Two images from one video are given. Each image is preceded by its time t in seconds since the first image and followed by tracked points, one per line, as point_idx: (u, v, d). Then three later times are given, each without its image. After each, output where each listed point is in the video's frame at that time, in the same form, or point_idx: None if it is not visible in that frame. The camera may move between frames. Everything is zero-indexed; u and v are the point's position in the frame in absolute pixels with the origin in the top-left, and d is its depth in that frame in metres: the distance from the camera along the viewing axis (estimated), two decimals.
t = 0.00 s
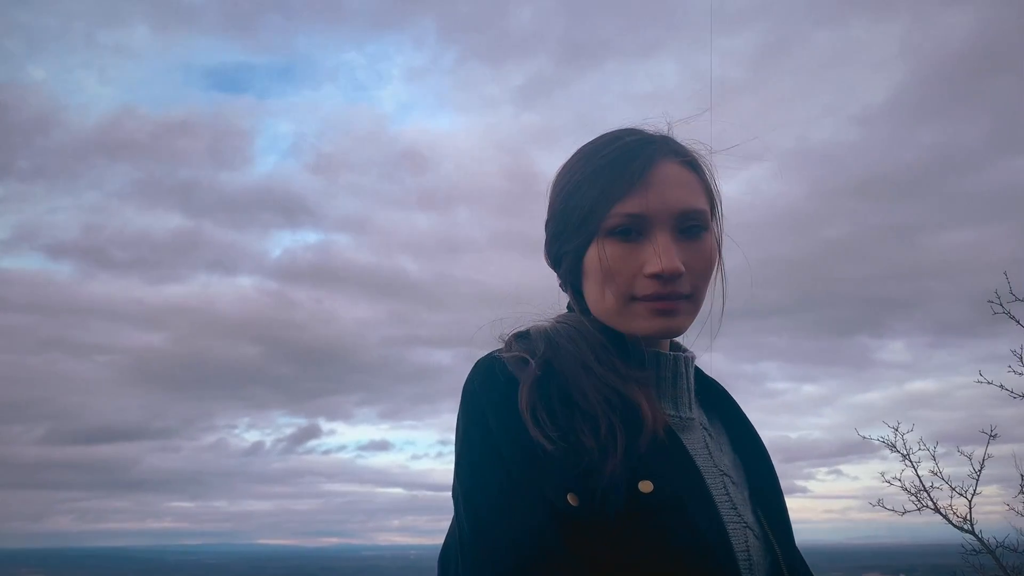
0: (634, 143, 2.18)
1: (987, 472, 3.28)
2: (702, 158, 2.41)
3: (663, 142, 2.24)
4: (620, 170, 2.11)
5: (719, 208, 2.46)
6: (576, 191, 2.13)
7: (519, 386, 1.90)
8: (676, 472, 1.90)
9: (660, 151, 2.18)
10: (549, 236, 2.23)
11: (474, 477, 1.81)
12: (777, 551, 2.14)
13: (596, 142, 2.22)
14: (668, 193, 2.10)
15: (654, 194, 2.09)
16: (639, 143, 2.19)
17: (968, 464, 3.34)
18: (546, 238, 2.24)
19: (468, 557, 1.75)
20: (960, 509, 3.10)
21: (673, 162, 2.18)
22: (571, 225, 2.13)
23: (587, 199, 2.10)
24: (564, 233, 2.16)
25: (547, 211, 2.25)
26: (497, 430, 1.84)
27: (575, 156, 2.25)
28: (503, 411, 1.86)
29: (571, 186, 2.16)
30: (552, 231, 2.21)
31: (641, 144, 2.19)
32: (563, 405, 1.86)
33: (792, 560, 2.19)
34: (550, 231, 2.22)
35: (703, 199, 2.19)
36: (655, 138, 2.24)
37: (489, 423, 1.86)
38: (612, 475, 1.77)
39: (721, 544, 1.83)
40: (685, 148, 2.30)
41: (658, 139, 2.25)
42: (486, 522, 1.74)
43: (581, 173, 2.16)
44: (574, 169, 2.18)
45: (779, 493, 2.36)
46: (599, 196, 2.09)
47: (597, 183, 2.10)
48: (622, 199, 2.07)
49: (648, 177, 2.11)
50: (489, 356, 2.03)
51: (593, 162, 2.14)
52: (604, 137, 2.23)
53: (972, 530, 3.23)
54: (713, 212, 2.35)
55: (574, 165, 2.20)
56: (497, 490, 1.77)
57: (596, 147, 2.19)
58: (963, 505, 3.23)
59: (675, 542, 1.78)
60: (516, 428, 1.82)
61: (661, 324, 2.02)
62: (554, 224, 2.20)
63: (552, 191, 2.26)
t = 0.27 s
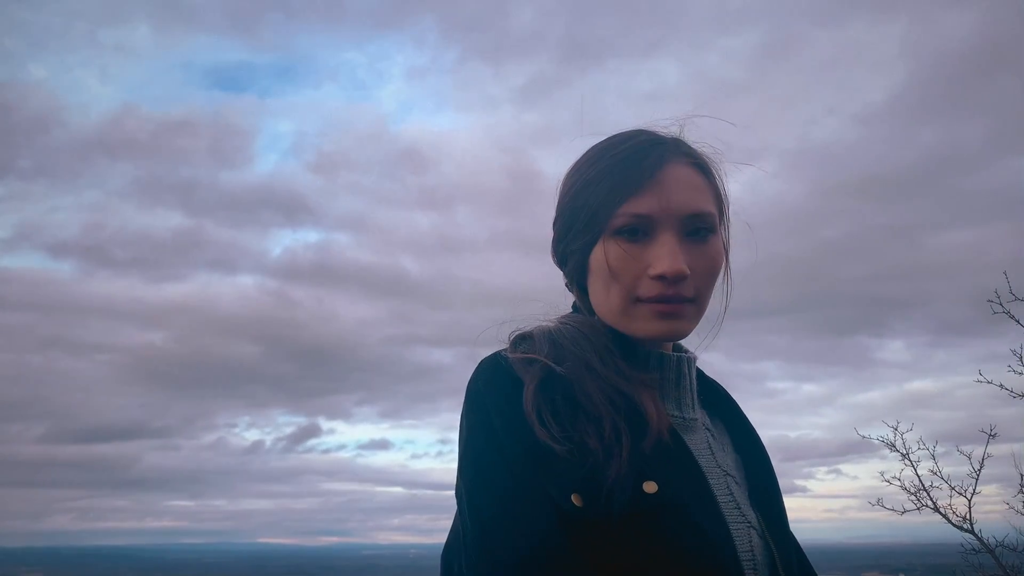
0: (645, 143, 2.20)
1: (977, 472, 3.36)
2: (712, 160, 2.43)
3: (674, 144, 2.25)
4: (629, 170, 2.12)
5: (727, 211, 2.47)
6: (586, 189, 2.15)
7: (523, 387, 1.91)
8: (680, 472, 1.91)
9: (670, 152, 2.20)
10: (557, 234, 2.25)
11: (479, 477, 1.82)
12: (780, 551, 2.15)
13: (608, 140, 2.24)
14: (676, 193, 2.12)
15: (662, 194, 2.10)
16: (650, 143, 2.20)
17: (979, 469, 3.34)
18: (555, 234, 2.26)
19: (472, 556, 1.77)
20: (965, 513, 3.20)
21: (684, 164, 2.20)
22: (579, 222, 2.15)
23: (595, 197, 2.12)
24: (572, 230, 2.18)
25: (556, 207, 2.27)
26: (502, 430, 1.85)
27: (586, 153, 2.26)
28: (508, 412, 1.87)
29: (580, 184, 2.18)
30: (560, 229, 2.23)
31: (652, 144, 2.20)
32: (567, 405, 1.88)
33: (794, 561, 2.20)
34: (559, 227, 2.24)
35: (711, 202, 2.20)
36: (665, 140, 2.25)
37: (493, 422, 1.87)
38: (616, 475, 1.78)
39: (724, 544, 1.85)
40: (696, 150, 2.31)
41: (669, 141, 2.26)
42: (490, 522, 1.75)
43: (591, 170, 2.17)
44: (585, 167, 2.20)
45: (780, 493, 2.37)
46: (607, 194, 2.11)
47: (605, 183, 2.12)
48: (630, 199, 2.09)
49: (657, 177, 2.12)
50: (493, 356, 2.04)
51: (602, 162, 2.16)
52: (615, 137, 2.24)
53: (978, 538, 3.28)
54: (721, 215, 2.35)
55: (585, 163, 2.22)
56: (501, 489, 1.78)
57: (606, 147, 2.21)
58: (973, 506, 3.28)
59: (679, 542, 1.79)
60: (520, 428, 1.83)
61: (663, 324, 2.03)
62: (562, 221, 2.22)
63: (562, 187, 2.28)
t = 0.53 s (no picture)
0: (657, 139, 2.20)
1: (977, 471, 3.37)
2: (723, 158, 2.43)
3: (685, 141, 2.24)
4: (641, 166, 2.12)
5: (737, 210, 2.46)
6: (597, 185, 2.15)
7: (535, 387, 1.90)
8: (692, 471, 1.90)
9: (682, 149, 2.19)
10: (567, 231, 2.24)
11: (492, 478, 1.81)
12: (791, 549, 2.15)
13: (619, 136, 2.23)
14: (689, 190, 2.11)
15: (674, 190, 2.10)
16: (662, 139, 2.20)
17: (980, 469, 3.37)
18: (565, 230, 2.26)
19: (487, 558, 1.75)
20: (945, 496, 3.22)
21: (696, 160, 2.19)
22: (590, 218, 2.15)
23: (607, 193, 2.12)
24: (582, 226, 2.17)
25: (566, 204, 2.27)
26: (515, 430, 1.84)
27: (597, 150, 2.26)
28: (520, 412, 1.86)
29: (592, 180, 2.17)
30: (570, 227, 2.22)
31: (664, 140, 2.20)
32: (580, 406, 1.87)
33: (804, 558, 2.20)
34: (569, 223, 2.24)
35: (723, 199, 2.19)
36: (676, 138, 2.25)
37: (505, 422, 1.86)
38: (630, 476, 1.77)
39: (738, 543, 1.84)
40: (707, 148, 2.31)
41: (680, 138, 2.26)
42: (504, 522, 1.74)
43: (602, 166, 2.17)
44: (596, 163, 2.20)
45: (790, 491, 2.37)
46: (619, 189, 2.10)
47: (616, 179, 2.12)
48: (642, 194, 2.08)
49: (669, 173, 2.12)
50: (504, 356, 2.02)
51: (614, 158, 2.16)
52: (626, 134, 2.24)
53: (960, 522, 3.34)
54: (732, 213, 2.34)
55: (597, 159, 2.21)
56: (515, 489, 1.77)
57: (617, 143, 2.21)
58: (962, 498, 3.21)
59: (693, 541, 1.79)
60: (533, 429, 1.82)
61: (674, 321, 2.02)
62: (573, 217, 2.21)
63: (573, 183, 2.27)
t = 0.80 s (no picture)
0: (669, 139, 2.19)
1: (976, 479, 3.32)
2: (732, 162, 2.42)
3: (697, 143, 2.24)
4: (651, 162, 2.11)
5: (744, 215, 2.45)
6: (607, 178, 2.14)
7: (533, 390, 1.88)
8: (692, 470, 1.89)
9: (694, 149, 2.19)
10: (573, 224, 2.24)
11: (493, 482, 1.79)
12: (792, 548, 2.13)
13: (633, 134, 2.23)
14: (698, 189, 2.10)
15: (683, 188, 2.08)
16: (674, 139, 2.20)
17: (980, 470, 3.30)
18: (571, 222, 2.25)
19: (489, 562, 1.73)
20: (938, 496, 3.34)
21: (706, 161, 2.18)
22: (596, 211, 2.14)
23: (615, 187, 2.11)
24: (588, 218, 2.17)
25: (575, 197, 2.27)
26: (514, 434, 1.82)
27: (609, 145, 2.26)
28: (518, 416, 1.84)
29: (601, 174, 2.17)
30: (577, 219, 2.22)
31: (676, 140, 2.20)
32: (577, 407, 1.85)
33: (804, 556, 2.19)
34: (576, 215, 2.23)
35: (730, 202, 2.17)
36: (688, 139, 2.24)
37: (504, 424, 1.85)
38: (630, 477, 1.76)
39: (738, 542, 1.83)
40: (718, 151, 2.31)
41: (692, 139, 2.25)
42: (506, 526, 1.73)
43: (613, 161, 2.17)
44: (607, 157, 2.20)
45: (789, 489, 2.36)
46: (627, 184, 2.09)
47: (625, 174, 2.11)
48: (650, 190, 2.07)
49: (678, 171, 2.11)
50: (501, 359, 2.01)
51: (624, 154, 2.16)
52: (638, 133, 2.24)
53: (969, 526, 3.33)
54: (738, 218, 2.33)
55: (608, 154, 2.21)
56: (515, 493, 1.75)
57: (629, 141, 2.21)
58: (975, 493, 3.31)
59: (695, 540, 1.77)
60: (531, 432, 1.81)
61: (673, 320, 2.00)
62: (580, 209, 2.21)
63: (582, 178, 2.27)
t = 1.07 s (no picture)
0: (665, 144, 2.17)
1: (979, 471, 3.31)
2: (729, 166, 2.40)
3: (696, 149, 2.22)
4: (647, 167, 2.09)
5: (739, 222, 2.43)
6: (602, 181, 2.13)
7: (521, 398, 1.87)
8: (684, 474, 1.87)
9: (690, 155, 2.17)
10: (568, 226, 2.22)
11: (482, 492, 1.78)
12: (789, 548, 2.11)
13: (630, 137, 2.21)
14: (693, 195, 2.08)
15: (679, 195, 2.06)
16: (671, 144, 2.18)
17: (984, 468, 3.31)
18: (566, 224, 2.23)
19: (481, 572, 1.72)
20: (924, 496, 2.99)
21: (702, 167, 2.16)
22: (591, 214, 2.12)
23: (610, 191, 2.09)
24: (583, 221, 2.15)
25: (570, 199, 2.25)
26: (502, 443, 1.81)
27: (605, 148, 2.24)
28: (507, 425, 1.83)
29: (596, 177, 2.16)
30: (573, 218, 2.20)
31: (673, 145, 2.18)
32: (566, 415, 1.83)
33: (802, 557, 2.16)
34: (571, 217, 2.22)
35: (726, 210, 2.16)
36: (687, 145, 2.22)
37: (493, 434, 1.83)
38: (619, 484, 1.74)
39: (730, 544, 1.81)
40: (715, 156, 2.28)
41: (691, 145, 2.23)
42: (497, 537, 1.71)
43: (609, 164, 2.15)
44: (604, 161, 2.18)
45: (787, 489, 2.33)
46: (622, 188, 2.08)
47: (621, 177, 2.09)
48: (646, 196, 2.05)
49: (674, 177, 2.09)
50: (491, 368, 2.00)
51: (622, 157, 2.14)
52: (637, 137, 2.22)
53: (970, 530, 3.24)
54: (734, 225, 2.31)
55: (604, 157, 2.19)
56: (505, 504, 1.73)
57: (627, 144, 2.19)
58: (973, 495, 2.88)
59: (687, 545, 1.75)
60: (519, 441, 1.79)
61: (664, 327, 1.99)
62: (575, 212, 2.19)
63: (578, 180, 2.26)
